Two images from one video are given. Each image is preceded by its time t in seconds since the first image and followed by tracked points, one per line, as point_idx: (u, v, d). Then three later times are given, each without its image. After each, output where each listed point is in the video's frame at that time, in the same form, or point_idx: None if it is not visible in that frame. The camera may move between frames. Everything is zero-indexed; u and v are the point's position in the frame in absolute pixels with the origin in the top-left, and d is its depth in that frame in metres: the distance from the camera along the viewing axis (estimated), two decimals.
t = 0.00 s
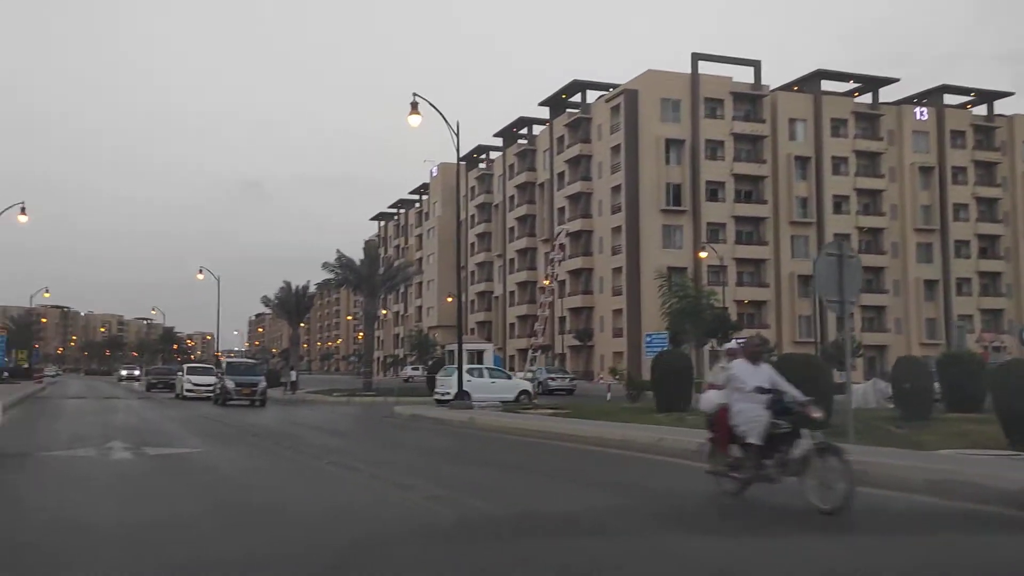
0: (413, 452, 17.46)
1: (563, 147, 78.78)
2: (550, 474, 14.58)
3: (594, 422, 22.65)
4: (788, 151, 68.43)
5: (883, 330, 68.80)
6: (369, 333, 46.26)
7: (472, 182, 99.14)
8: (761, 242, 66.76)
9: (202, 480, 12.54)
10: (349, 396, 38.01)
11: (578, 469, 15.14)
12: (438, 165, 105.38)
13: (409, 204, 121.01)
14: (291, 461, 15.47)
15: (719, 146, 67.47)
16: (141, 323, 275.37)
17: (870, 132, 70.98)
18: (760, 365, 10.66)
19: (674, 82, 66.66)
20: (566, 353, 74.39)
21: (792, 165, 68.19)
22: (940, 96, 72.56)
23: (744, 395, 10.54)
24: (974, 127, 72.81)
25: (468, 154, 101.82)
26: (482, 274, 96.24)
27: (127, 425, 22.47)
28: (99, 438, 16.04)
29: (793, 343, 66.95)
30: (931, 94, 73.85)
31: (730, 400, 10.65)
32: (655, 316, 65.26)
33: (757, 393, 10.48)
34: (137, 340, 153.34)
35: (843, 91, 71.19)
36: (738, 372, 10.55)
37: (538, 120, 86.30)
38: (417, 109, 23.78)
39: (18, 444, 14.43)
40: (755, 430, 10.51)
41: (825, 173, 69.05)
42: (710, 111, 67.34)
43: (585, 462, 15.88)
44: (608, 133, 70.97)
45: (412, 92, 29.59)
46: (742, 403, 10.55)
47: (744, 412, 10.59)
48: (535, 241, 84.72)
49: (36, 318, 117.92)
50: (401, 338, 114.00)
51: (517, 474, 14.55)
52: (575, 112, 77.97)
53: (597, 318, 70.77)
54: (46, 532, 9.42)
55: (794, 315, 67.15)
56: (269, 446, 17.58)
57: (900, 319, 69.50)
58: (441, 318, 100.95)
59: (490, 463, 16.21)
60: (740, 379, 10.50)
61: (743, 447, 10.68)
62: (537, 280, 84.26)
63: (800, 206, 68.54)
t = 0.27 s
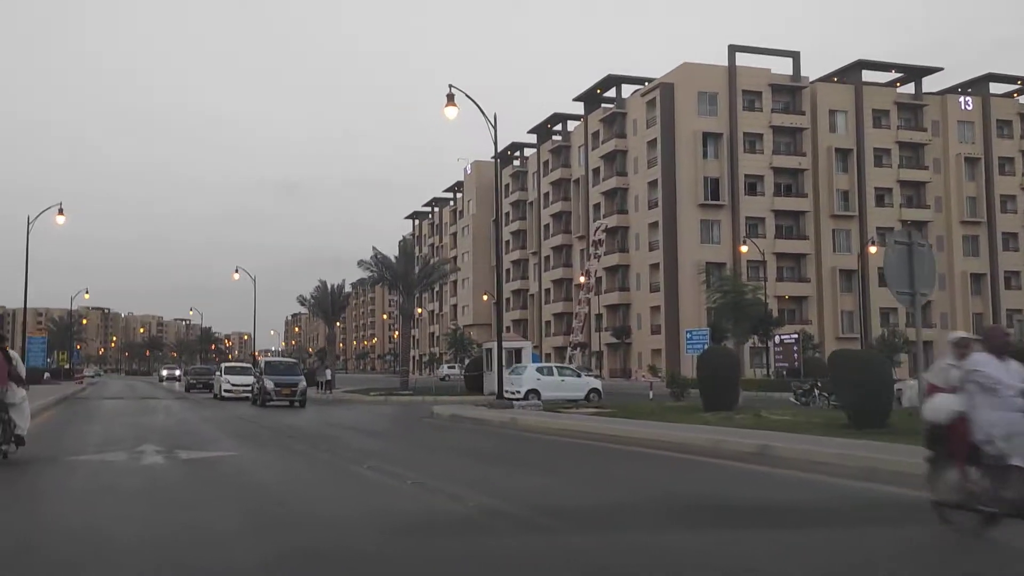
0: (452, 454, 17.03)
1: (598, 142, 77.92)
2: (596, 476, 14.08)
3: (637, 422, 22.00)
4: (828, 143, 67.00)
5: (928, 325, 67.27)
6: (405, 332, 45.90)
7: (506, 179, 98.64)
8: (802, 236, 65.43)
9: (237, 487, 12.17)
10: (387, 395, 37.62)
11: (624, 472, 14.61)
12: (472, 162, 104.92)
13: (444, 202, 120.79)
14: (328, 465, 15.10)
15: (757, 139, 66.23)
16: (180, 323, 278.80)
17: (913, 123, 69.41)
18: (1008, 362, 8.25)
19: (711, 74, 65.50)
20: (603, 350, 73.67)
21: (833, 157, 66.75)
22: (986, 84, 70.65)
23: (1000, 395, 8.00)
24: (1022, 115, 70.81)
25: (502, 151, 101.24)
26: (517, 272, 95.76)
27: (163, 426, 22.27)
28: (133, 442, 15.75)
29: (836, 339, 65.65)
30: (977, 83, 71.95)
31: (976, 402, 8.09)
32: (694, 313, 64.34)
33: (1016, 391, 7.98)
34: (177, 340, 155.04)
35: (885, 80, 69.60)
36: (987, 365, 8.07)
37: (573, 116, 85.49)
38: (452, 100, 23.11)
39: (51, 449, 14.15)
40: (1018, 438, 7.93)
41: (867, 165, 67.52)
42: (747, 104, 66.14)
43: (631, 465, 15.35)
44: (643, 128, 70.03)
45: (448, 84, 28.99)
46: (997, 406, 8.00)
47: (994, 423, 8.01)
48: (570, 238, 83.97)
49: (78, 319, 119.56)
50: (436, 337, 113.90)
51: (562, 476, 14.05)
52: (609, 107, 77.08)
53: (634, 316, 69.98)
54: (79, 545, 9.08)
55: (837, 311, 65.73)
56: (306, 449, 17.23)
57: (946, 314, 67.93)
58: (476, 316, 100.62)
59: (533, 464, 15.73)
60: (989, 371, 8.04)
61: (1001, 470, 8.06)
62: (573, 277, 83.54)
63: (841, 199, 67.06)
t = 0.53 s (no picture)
0: (486, 459, 16.54)
1: (630, 140, 77.06)
2: (637, 480, 13.54)
3: (679, 426, 21.31)
4: (866, 138, 65.60)
5: (971, 324, 65.76)
6: (437, 333, 45.43)
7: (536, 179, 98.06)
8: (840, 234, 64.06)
9: (267, 490, 11.77)
10: (420, 396, 37.12)
11: (666, 475, 14.04)
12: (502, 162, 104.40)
13: (474, 203, 120.39)
14: (359, 470, 14.66)
15: (793, 135, 65.11)
16: (213, 326, 281.08)
17: (954, 117, 67.83)
18: None
19: (745, 69, 64.38)
20: (636, 351, 72.84)
21: (871, 153, 65.33)
22: None
23: None
24: None
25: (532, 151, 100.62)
26: (548, 272, 95.14)
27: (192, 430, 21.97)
28: (162, 445, 15.42)
29: (876, 339, 64.14)
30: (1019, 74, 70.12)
31: None
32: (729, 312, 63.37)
33: None
34: (210, 343, 156.15)
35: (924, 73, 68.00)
36: None
37: (604, 114, 84.63)
38: (486, 94, 22.47)
39: (77, 453, 13.83)
40: None
41: (907, 161, 66.00)
42: (783, 99, 64.93)
43: (676, 468, 14.77)
44: (676, 125, 69.10)
45: (481, 77, 28.39)
46: None
47: None
48: (602, 237, 83.15)
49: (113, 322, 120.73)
50: (467, 338, 113.54)
51: (601, 479, 13.52)
52: (641, 104, 76.12)
53: (668, 315, 69.08)
54: (105, 544, 8.72)
55: (877, 310, 64.33)
56: (336, 453, 16.83)
57: (990, 311, 66.23)
58: (507, 316, 100.11)
59: (570, 468, 15.22)
60: None
61: None
62: (605, 276, 82.71)
63: (880, 194, 65.63)
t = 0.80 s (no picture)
0: (510, 466, 16.15)
1: (656, 136, 76.08)
2: (668, 492, 13.10)
3: (716, 427, 20.49)
4: (899, 132, 64.25)
5: (1008, 322, 64.47)
6: (463, 331, 44.85)
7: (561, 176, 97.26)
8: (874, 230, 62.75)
9: (289, 495, 11.42)
10: (446, 396, 36.46)
11: (698, 488, 13.57)
12: (526, 159, 103.59)
13: (498, 200, 119.67)
14: (382, 476, 14.31)
15: (824, 129, 63.96)
16: (237, 324, 282.34)
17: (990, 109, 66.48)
18: None
19: (775, 62, 63.27)
20: (662, 349, 71.82)
21: (905, 146, 64.01)
22: None
23: None
24: None
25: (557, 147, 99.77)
26: (573, 270, 94.37)
27: (213, 430, 21.63)
28: (182, 446, 15.08)
29: (911, 337, 62.87)
30: None
31: None
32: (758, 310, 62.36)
33: None
34: (235, 341, 156.51)
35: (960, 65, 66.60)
36: None
37: (630, 109, 83.68)
38: (515, 83, 21.67)
39: (96, 454, 13.50)
40: None
41: (941, 154, 64.69)
42: (814, 92, 63.73)
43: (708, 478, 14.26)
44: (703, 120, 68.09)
45: (509, 67, 27.59)
46: None
47: None
48: (628, 234, 82.20)
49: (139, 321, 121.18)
50: (491, 337, 112.91)
51: (631, 493, 13.08)
52: (668, 99, 75.09)
53: (696, 313, 68.07)
54: (127, 554, 8.39)
55: (912, 307, 63.05)
56: (358, 456, 16.46)
57: None
58: (532, 315, 99.36)
59: (598, 479, 14.80)
60: None
61: None
62: (631, 274, 81.76)
63: (915, 189, 64.21)
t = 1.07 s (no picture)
0: (529, 468, 16.00)
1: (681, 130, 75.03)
2: (688, 494, 12.98)
3: (755, 427, 19.73)
4: (931, 123, 63.08)
5: None
6: (486, 327, 44.21)
7: (583, 171, 96.40)
8: (905, 224, 61.48)
9: (310, 498, 11.33)
10: (471, 394, 35.82)
11: (718, 488, 13.44)
12: (548, 155, 102.71)
13: (519, 196, 118.90)
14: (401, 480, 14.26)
15: (854, 121, 62.60)
16: (259, 321, 283.49)
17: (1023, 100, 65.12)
18: None
19: (804, 53, 62.11)
20: (686, 346, 70.84)
21: (937, 139, 62.83)
22: None
23: None
24: None
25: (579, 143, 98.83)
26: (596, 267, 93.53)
27: (228, 428, 21.36)
28: (200, 447, 14.91)
29: (944, 333, 61.65)
30: None
31: None
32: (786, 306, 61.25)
33: None
34: (257, 339, 156.71)
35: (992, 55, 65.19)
36: None
37: (654, 103, 82.66)
38: (543, 70, 20.85)
39: (114, 455, 13.33)
40: None
41: (974, 146, 63.38)
42: (843, 84, 62.50)
43: (730, 481, 14.08)
44: (729, 113, 67.02)
45: (536, 54, 26.80)
46: None
47: None
48: (652, 230, 81.29)
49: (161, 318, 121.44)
50: (513, 334, 112.29)
51: (649, 493, 13.00)
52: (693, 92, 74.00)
53: (722, 309, 67.04)
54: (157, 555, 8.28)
55: (944, 302, 61.87)
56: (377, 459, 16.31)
57: None
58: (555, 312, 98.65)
59: (617, 480, 14.67)
60: None
61: None
62: (655, 270, 80.86)
63: (947, 183, 63.05)
